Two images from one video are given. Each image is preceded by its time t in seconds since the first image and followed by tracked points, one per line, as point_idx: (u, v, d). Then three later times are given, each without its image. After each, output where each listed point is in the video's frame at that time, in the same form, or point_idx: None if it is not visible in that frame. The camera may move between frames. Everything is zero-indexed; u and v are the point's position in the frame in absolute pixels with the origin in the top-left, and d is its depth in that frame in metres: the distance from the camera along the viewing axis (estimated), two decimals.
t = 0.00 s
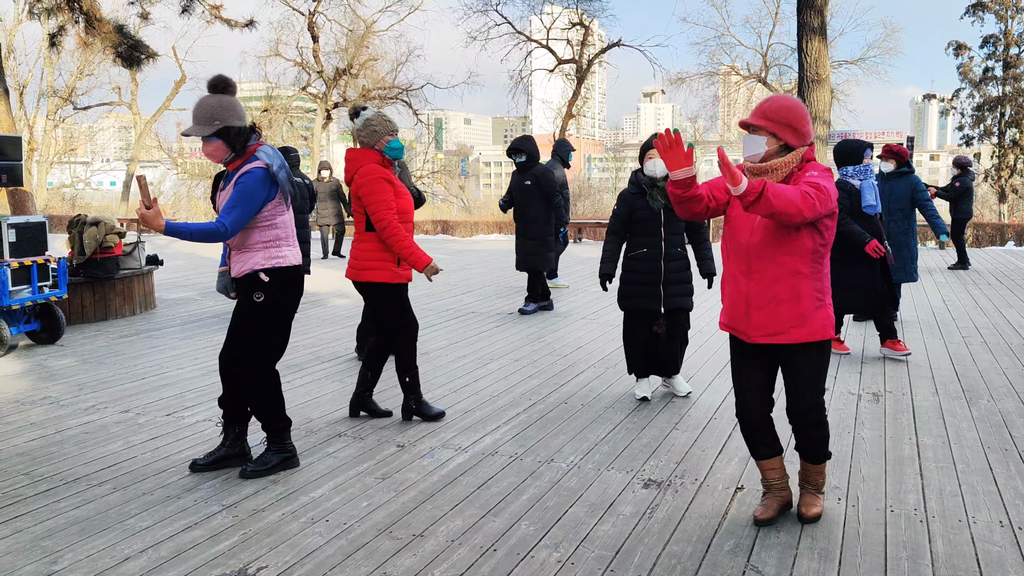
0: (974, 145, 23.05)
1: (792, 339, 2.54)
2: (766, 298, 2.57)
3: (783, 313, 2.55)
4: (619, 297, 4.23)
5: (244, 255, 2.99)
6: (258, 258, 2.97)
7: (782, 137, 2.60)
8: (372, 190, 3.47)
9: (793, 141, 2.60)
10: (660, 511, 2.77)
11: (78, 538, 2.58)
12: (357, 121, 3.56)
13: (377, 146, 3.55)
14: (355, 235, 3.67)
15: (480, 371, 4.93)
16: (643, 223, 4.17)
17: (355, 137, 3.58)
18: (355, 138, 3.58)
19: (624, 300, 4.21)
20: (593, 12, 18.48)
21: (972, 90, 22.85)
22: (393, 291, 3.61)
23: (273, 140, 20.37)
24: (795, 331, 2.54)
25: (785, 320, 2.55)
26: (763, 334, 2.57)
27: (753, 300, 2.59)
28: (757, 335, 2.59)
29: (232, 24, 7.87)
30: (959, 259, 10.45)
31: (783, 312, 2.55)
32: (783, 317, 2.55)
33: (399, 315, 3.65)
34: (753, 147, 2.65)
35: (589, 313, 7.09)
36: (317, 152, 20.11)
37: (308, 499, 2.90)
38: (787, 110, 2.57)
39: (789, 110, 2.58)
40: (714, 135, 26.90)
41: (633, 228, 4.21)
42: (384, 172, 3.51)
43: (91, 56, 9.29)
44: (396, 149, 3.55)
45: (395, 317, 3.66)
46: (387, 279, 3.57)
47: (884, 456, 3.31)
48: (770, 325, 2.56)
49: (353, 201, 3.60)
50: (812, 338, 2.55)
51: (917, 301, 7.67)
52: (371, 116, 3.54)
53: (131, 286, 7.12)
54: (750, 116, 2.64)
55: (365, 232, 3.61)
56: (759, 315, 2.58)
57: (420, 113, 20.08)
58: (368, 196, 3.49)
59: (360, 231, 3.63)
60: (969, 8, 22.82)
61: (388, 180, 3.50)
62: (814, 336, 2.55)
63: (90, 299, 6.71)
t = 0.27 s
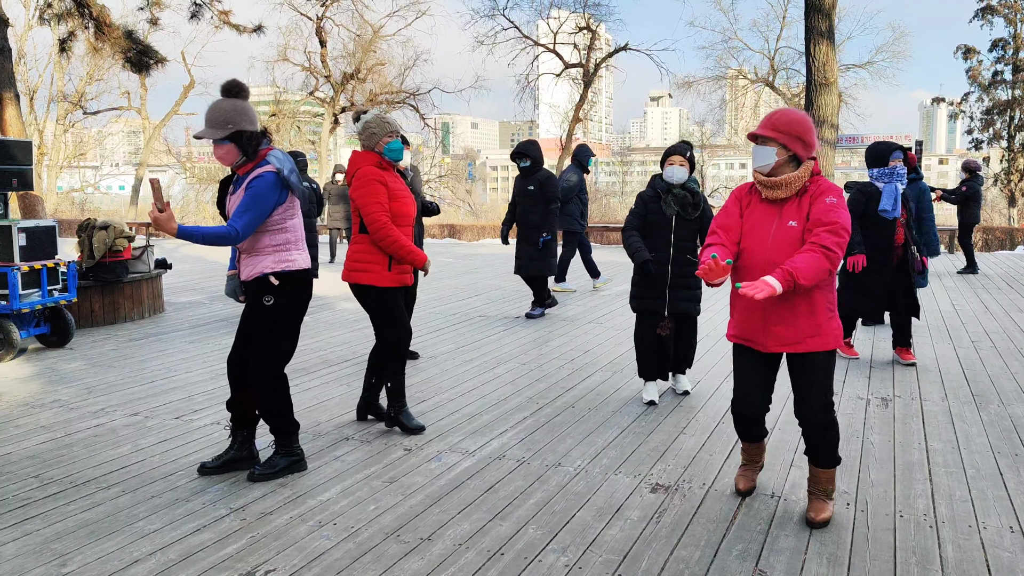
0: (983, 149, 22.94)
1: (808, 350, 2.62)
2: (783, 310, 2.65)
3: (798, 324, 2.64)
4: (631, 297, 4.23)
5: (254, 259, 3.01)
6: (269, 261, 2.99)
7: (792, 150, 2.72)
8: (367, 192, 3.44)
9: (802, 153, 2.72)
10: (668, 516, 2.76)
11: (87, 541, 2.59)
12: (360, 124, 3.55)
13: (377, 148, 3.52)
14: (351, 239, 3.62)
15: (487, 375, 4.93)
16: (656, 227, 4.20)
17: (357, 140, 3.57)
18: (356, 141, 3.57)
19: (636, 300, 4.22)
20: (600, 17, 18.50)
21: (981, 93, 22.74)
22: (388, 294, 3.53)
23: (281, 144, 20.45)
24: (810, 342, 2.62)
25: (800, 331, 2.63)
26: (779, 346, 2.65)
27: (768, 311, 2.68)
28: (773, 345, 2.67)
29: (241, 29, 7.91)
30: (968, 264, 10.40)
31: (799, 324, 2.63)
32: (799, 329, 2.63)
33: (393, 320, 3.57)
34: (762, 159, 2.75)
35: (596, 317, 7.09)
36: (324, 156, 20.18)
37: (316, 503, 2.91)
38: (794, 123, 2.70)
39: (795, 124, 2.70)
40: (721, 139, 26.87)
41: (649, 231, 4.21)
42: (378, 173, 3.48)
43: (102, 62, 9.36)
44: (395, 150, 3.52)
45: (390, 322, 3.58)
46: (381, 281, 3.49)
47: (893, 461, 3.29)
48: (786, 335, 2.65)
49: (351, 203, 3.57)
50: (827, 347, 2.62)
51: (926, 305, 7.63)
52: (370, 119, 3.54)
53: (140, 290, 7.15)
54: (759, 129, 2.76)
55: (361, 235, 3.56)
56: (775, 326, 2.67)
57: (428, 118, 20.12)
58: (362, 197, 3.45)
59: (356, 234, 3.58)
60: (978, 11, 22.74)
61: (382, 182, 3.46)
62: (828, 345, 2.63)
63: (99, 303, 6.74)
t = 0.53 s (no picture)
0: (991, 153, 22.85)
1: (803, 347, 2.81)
2: (782, 311, 2.82)
3: (795, 324, 2.82)
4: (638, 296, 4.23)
5: (264, 261, 3.02)
6: (279, 264, 3.00)
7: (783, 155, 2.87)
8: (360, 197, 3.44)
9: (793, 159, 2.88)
10: (675, 520, 2.75)
11: (94, 543, 2.60)
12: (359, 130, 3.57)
13: (375, 152, 3.52)
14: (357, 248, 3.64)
15: (493, 378, 4.93)
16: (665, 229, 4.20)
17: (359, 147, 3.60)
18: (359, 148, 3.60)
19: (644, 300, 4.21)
20: (606, 21, 18.52)
21: (989, 97, 22.66)
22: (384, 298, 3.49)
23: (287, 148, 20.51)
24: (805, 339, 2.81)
25: (796, 329, 2.81)
26: (778, 345, 2.82)
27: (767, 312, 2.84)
28: (772, 344, 2.84)
29: (248, 33, 7.95)
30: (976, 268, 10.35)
31: (796, 323, 2.81)
32: (795, 328, 2.81)
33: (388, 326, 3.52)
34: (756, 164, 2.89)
35: (602, 321, 7.08)
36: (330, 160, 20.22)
37: (322, 506, 2.91)
38: (785, 131, 2.87)
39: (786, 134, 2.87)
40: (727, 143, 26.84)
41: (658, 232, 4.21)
42: (371, 178, 3.48)
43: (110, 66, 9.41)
44: (393, 153, 3.51)
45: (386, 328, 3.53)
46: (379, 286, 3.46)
47: (901, 466, 3.28)
48: (785, 335, 2.82)
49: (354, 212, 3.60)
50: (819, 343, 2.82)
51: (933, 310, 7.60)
52: (368, 122, 3.52)
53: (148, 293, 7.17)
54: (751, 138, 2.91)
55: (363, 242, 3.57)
56: (774, 326, 2.83)
57: (434, 121, 20.15)
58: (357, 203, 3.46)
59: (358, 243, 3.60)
60: (985, 15, 22.68)
61: (375, 187, 3.46)
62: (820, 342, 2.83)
63: (106, 306, 6.77)
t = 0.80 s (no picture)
0: (995, 156, 22.82)
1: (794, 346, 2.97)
2: (775, 311, 2.98)
3: (786, 323, 2.98)
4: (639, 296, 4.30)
5: (269, 263, 3.02)
6: (284, 266, 3.01)
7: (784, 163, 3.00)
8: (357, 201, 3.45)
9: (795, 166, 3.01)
10: (678, 522, 2.75)
11: (97, 544, 2.60)
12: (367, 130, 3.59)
13: (380, 153, 3.52)
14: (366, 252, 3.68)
15: (496, 381, 4.93)
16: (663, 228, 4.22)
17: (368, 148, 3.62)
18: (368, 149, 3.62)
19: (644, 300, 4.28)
20: (609, 23, 18.54)
21: (992, 100, 22.63)
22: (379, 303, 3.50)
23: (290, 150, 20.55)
24: (795, 338, 2.97)
25: (787, 329, 2.98)
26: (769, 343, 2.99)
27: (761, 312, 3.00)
28: (763, 342, 3.01)
29: (252, 36, 7.97)
30: (980, 272, 10.33)
31: (788, 322, 2.98)
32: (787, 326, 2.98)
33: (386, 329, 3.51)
34: (756, 172, 3.03)
35: (605, 323, 7.08)
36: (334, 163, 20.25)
37: (325, 507, 2.91)
38: (786, 140, 2.99)
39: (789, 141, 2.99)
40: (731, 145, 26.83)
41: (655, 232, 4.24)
42: (370, 181, 3.48)
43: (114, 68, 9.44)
44: (396, 154, 3.50)
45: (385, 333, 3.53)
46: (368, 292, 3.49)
47: (904, 469, 3.28)
48: (775, 334, 2.99)
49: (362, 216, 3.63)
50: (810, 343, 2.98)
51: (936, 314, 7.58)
52: (374, 122, 3.53)
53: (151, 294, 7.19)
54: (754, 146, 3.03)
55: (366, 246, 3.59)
56: (765, 326, 3.00)
57: (437, 124, 20.17)
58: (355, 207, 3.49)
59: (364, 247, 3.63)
60: (989, 18, 22.66)
61: (371, 191, 3.45)
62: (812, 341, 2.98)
63: (110, 307, 6.78)
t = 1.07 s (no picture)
0: (995, 157, 22.81)
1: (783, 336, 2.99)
2: (763, 301, 2.99)
3: (775, 313, 2.99)
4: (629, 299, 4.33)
5: (270, 264, 3.02)
6: (285, 267, 3.01)
7: (766, 161, 3.03)
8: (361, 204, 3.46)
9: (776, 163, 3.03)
10: (677, 524, 2.75)
11: (97, 545, 2.60)
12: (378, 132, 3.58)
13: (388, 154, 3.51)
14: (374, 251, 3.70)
15: (496, 382, 4.93)
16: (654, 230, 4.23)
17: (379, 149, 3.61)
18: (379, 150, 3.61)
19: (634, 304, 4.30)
20: (610, 24, 18.53)
21: (993, 101, 22.63)
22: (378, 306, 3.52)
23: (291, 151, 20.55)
24: (785, 329, 2.98)
25: (775, 319, 2.99)
26: (757, 333, 3.00)
27: (751, 303, 3.01)
28: (753, 333, 3.02)
29: (253, 36, 7.97)
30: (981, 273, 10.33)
31: (777, 313, 2.99)
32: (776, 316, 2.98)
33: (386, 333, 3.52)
34: (740, 170, 3.05)
35: (605, 325, 7.08)
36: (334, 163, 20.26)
37: (324, 509, 2.91)
38: (766, 139, 3.02)
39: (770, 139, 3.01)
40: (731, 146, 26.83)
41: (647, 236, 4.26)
42: (375, 185, 3.47)
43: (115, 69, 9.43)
44: (407, 156, 3.47)
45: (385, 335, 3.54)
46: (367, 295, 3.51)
47: (904, 471, 3.27)
48: (765, 324, 3.00)
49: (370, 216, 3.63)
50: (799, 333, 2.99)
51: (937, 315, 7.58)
52: (386, 122, 3.51)
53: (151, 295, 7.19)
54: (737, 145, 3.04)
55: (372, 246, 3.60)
56: (756, 316, 3.01)
57: (438, 125, 20.18)
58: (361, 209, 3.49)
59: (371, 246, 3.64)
60: (989, 20, 22.66)
61: (373, 194, 3.44)
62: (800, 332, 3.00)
63: (110, 308, 6.78)
